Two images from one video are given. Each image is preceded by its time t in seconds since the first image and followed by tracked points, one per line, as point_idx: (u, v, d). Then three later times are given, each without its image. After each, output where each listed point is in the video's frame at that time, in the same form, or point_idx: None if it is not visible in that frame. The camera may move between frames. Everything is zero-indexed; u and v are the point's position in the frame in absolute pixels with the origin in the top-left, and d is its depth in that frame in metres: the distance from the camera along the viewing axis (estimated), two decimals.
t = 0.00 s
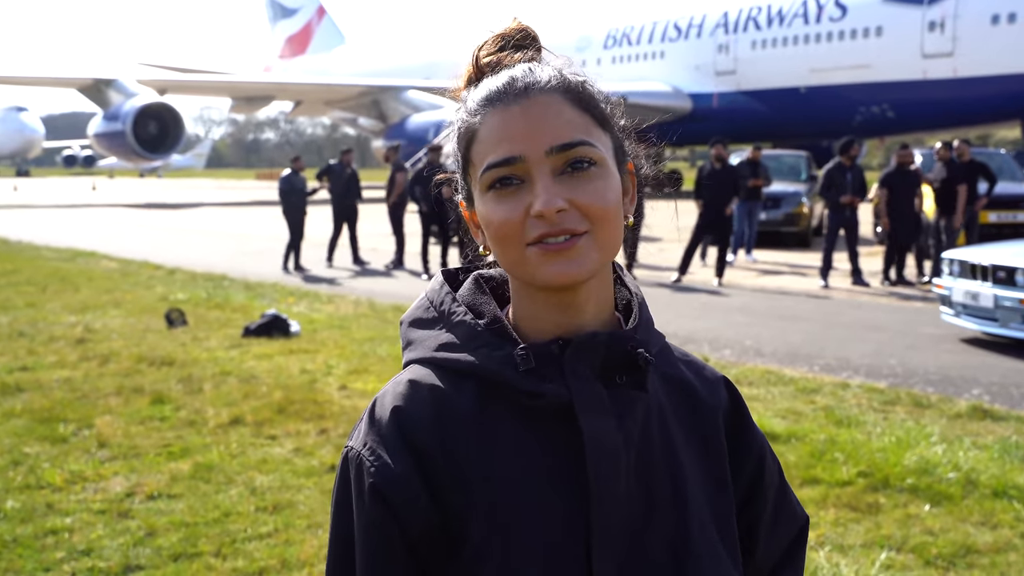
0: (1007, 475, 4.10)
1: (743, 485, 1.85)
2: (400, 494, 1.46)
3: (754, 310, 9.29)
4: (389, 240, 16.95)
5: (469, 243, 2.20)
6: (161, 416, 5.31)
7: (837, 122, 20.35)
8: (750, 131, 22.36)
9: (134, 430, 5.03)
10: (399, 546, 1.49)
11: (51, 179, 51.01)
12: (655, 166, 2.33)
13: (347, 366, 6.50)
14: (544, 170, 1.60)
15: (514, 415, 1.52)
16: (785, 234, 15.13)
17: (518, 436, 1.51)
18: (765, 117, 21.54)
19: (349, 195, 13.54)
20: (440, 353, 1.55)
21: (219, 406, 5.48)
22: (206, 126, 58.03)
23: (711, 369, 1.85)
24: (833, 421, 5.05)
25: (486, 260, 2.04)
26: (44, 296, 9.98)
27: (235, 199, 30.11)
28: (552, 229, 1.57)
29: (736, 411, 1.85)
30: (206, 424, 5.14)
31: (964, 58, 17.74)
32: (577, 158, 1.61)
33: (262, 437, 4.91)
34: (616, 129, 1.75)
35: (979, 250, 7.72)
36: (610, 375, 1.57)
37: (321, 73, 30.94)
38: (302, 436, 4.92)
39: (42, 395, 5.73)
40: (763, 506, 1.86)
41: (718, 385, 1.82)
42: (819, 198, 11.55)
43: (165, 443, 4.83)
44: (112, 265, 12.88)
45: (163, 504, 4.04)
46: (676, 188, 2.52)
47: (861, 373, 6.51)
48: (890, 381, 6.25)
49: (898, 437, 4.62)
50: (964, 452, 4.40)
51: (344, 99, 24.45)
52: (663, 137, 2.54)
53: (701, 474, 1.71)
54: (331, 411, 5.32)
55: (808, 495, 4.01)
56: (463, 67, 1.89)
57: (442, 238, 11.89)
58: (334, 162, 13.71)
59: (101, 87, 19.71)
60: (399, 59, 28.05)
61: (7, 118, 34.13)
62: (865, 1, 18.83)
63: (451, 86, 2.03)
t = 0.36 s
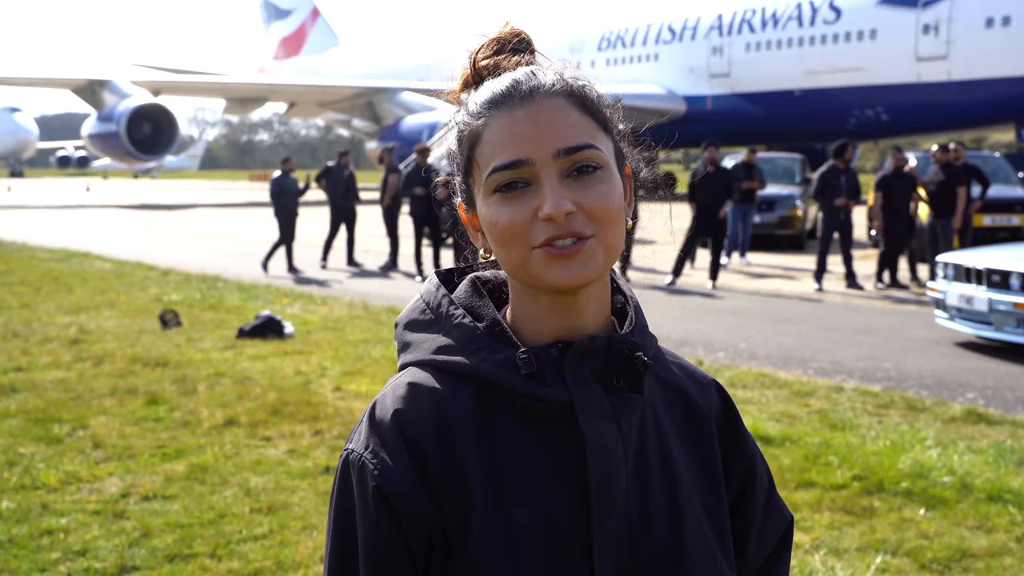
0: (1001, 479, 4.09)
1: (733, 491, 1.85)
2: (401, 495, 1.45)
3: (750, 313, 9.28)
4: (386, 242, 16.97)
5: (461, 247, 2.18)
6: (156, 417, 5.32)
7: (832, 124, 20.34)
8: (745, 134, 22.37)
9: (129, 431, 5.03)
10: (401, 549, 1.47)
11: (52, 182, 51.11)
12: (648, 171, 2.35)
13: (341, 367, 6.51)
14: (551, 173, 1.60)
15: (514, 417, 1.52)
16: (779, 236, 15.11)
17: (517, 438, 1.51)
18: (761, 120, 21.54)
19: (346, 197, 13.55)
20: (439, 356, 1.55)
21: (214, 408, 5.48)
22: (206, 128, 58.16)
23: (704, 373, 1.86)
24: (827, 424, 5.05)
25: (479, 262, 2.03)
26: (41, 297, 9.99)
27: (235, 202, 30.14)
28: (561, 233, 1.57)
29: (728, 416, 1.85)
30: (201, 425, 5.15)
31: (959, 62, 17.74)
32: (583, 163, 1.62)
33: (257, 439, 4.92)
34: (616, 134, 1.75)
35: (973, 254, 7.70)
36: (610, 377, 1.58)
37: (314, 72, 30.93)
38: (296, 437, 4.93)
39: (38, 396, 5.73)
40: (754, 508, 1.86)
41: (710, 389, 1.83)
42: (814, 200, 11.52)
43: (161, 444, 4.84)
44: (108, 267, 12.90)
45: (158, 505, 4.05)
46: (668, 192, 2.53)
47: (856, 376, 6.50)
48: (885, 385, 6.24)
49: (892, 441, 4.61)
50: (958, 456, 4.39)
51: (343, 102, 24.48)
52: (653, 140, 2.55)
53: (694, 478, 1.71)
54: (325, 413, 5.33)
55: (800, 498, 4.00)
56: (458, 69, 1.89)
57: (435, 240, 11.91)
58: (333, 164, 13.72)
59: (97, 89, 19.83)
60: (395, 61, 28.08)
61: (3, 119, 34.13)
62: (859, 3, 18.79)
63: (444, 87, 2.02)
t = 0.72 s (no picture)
0: (997, 480, 4.10)
1: (731, 492, 1.86)
2: (395, 500, 1.46)
3: (746, 314, 9.29)
4: (383, 242, 16.94)
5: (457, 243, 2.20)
6: (154, 417, 5.30)
7: (831, 126, 20.37)
8: (741, 135, 22.41)
9: (125, 431, 5.02)
10: (395, 556, 1.47)
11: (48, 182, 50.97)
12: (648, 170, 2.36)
13: (339, 368, 6.50)
14: (541, 192, 1.60)
15: (510, 420, 1.52)
16: (776, 238, 15.13)
17: (513, 442, 1.51)
18: (759, 122, 21.58)
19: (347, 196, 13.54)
20: (434, 361, 1.56)
21: (211, 408, 5.47)
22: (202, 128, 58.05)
23: (701, 373, 1.87)
24: (825, 425, 5.06)
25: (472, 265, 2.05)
26: (38, 297, 9.96)
27: (232, 204, 30.08)
28: (549, 255, 1.59)
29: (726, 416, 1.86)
30: (198, 426, 5.14)
31: (956, 64, 17.81)
32: (575, 179, 1.62)
33: (254, 439, 4.91)
34: (612, 138, 1.75)
35: (970, 255, 7.73)
36: (605, 382, 1.59)
37: (313, 72, 30.89)
38: (294, 438, 4.92)
39: (34, 396, 5.71)
40: (752, 512, 1.86)
41: (707, 390, 1.84)
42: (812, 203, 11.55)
43: (157, 444, 4.82)
44: (105, 267, 12.86)
45: (155, 506, 4.03)
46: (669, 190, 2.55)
47: (853, 378, 6.52)
48: (881, 386, 6.25)
49: (889, 442, 4.62)
50: (954, 457, 4.41)
51: (341, 103, 24.46)
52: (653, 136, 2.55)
53: (691, 480, 1.72)
54: (324, 413, 5.32)
55: (799, 499, 4.01)
56: (452, 67, 1.88)
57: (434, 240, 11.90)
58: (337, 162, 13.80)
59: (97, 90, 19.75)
60: (394, 62, 28.07)
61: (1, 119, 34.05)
62: (856, 5, 18.82)
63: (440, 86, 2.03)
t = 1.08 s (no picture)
0: (976, 475, 4.19)
1: (713, 488, 1.95)
2: (385, 501, 1.54)
3: (735, 313, 9.38)
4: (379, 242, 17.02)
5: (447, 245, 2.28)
6: (156, 412, 5.37)
7: (814, 131, 20.45)
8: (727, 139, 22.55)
9: (129, 426, 5.09)
10: (386, 552, 1.55)
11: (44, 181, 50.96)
12: (635, 174, 2.44)
13: (336, 365, 6.57)
14: (521, 194, 1.68)
15: (495, 420, 1.61)
16: (763, 240, 15.23)
17: (500, 443, 1.60)
18: (745, 127, 21.68)
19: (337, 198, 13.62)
20: (421, 362, 1.64)
21: (212, 403, 5.54)
22: (198, 128, 58.05)
23: (683, 372, 1.96)
24: (809, 421, 5.14)
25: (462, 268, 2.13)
26: (42, 295, 10.03)
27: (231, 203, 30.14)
28: (534, 256, 1.67)
29: (709, 414, 1.95)
30: (199, 421, 5.21)
31: (936, 72, 17.83)
32: (554, 180, 1.69)
33: (254, 434, 4.98)
34: (590, 140, 1.83)
35: (949, 257, 7.83)
36: (589, 381, 1.67)
37: (312, 79, 30.92)
38: (292, 433, 5.00)
39: (39, 391, 5.78)
40: (732, 509, 1.95)
41: (689, 388, 1.93)
42: (797, 206, 11.64)
43: (160, 439, 4.89)
44: (108, 266, 12.93)
45: (157, 498, 4.10)
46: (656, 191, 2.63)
47: (837, 375, 6.61)
48: (864, 383, 6.35)
49: (871, 438, 4.71)
50: (934, 452, 4.50)
51: (339, 107, 24.53)
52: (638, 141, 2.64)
53: (674, 478, 1.81)
54: (321, 409, 5.39)
55: (782, 493, 4.09)
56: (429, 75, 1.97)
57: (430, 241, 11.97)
58: (329, 164, 13.82)
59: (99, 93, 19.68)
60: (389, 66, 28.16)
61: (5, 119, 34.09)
62: (838, 14, 18.92)
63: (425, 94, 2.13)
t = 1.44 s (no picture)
0: (982, 472, 4.19)
1: (724, 488, 1.96)
2: (392, 496, 1.55)
3: (742, 311, 9.38)
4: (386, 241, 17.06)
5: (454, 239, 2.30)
6: (166, 409, 5.40)
7: (819, 128, 20.56)
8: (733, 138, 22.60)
9: (139, 422, 5.12)
10: (393, 547, 1.57)
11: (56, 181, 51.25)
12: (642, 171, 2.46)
13: (344, 362, 6.60)
14: (531, 190, 1.69)
15: (504, 417, 1.63)
16: (768, 237, 15.21)
17: (509, 441, 1.62)
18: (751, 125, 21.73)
19: (342, 198, 13.63)
20: (429, 358, 1.66)
21: (221, 400, 5.57)
22: (207, 130, 58.30)
23: (693, 371, 1.98)
24: (814, 418, 5.14)
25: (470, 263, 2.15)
26: (54, 292, 10.09)
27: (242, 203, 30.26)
28: (541, 251, 1.68)
29: (718, 412, 1.97)
30: (209, 417, 5.24)
31: (942, 70, 17.71)
32: (563, 177, 1.71)
33: (263, 430, 5.01)
34: (600, 137, 1.85)
35: (956, 254, 7.81)
36: (598, 379, 1.70)
37: (319, 78, 31.02)
38: (301, 429, 5.02)
39: (51, 388, 5.82)
40: (742, 508, 1.96)
41: (698, 387, 1.95)
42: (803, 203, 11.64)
43: (170, 435, 4.92)
44: (119, 263, 13.00)
45: (168, 494, 4.13)
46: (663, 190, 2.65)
47: (842, 372, 6.60)
48: (870, 381, 6.34)
49: (876, 435, 4.71)
50: (941, 449, 4.49)
51: (348, 106, 24.58)
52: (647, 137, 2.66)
53: (684, 477, 1.83)
54: (330, 406, 5.41)
55: (789, 490, 4.09)
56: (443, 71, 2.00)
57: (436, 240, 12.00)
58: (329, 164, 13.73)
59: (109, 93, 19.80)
60: (397, 67, 28.25)
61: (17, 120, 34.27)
62: (845, 12, 18.90)
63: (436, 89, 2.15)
